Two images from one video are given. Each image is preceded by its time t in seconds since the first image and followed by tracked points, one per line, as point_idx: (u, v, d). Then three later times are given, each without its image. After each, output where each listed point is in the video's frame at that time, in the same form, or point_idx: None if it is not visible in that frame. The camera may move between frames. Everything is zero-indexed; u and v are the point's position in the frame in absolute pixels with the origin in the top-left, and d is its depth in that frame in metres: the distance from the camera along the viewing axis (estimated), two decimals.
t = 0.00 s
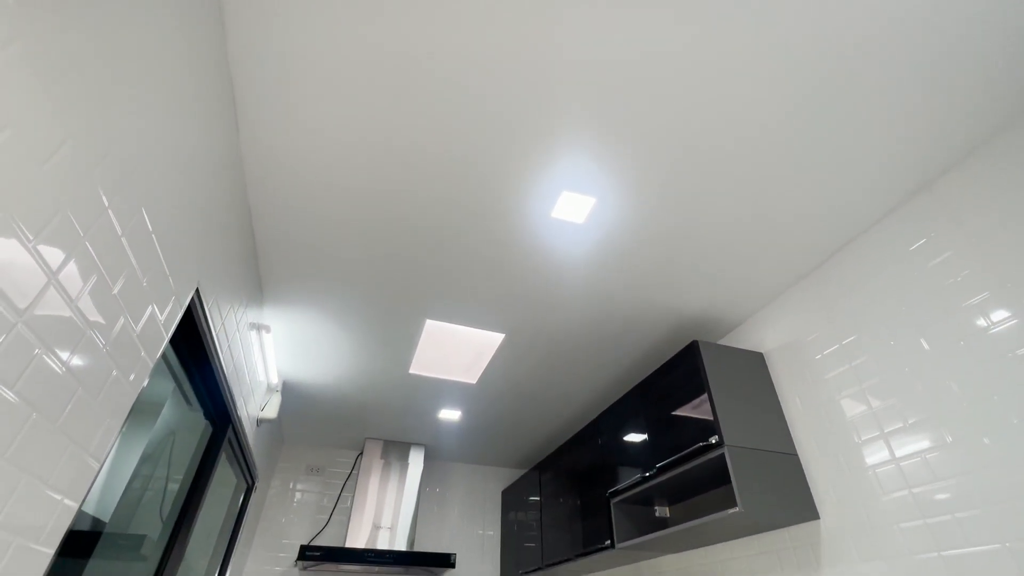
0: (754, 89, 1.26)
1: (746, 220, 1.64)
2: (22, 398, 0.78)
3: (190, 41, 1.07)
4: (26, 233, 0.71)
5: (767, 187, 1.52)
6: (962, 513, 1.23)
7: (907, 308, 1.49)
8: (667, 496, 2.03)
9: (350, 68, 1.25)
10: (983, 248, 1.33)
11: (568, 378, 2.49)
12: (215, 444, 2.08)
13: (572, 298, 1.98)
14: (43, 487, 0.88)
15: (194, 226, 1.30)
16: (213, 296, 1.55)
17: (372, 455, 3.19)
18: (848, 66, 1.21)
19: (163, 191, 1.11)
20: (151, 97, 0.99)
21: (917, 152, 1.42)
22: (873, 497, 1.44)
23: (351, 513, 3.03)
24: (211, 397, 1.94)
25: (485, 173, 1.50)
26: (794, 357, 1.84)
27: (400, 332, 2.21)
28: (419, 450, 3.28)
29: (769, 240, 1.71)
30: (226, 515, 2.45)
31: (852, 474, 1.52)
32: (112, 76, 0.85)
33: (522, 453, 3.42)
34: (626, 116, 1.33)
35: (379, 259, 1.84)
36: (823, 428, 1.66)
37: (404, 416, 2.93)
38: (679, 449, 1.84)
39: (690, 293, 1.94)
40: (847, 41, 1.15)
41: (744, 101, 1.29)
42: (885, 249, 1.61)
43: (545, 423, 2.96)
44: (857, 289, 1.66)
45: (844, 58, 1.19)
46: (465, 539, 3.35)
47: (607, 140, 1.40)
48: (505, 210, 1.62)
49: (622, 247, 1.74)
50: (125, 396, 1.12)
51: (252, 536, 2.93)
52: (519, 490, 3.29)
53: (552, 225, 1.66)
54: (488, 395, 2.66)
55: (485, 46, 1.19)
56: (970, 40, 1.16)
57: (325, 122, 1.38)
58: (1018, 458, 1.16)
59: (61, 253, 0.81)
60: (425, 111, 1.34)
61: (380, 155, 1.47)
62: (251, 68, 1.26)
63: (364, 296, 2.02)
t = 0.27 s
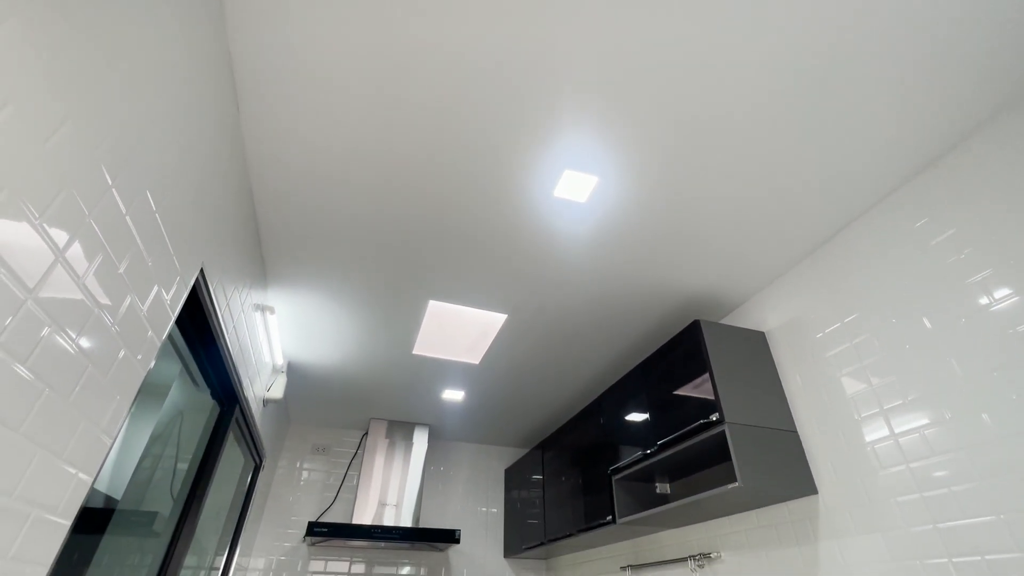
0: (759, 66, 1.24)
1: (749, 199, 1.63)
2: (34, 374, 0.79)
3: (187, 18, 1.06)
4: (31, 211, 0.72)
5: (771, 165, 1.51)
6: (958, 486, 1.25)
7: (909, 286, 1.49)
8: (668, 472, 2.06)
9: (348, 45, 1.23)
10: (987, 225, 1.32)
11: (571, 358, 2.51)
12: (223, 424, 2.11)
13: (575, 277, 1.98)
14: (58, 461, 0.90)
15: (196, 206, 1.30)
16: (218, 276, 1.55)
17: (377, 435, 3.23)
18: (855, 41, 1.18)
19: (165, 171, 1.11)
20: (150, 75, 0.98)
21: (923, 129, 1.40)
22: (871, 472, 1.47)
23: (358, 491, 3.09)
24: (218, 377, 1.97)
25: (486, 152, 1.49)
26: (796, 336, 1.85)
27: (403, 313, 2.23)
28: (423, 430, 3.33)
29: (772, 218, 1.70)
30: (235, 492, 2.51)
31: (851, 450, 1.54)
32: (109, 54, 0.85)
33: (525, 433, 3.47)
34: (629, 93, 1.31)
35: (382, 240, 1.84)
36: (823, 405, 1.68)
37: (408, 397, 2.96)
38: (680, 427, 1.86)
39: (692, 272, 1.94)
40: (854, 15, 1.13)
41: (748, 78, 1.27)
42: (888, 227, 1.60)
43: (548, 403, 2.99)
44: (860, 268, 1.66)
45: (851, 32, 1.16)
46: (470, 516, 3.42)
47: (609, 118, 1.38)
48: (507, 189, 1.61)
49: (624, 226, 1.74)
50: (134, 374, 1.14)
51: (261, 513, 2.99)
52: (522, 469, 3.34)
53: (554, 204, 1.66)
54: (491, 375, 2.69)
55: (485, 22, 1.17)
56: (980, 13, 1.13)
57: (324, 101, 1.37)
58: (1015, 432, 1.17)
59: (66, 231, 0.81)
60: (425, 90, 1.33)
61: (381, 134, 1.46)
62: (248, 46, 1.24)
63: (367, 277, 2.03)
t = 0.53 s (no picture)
0: (763, 43, 1.22)
1: (752, 179, 1.62)
2: (44, 351, 0.81)
3: None
4: (34, 189, 0.72)
5: (774, 144, 1.49)
6: (955, 463, 1.27)
7: (911, 266, 1.49)
8: (668, 452, 2.09)
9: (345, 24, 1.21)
10: (992, 204, 1.31)
11: (573, 340, 2.52)
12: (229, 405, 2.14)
13: (577, 259, 1.98)
14: (69, 438, 0.92)
15: (198, 188, 1.30)
16: (221, 259, 1.56)
17: (381, 417, 3.27)
18: (862, 17, 1.16)
19: (165, 153, 1.11)
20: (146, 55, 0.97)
21: (929, 107, 1.38)
22: (869, 450, 1.48)
23: (363, 472, 3.14)
24: (223, 359, 1.98)
25: (487, 132, 1.48)
26: (797, 317, 1.85)
27: (406, 295, 2.23)
28: (426, 412, 3.37)
29: (775, 199, 1.69)
30: (242, 473, 2.55)
31: (850, 428, 1.56)
32: (104, 33, 0.84)
33: (528, 414, 3.50)
34: (630, 72, 1.30)
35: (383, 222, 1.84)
36: (823, 385, 1.69)
37: (412, 379, 2.99)
38: (681, 407, 1.88)
39: (694, 253, 1.94)
40: None
41: (752, 55, 1.25)
42: (891, 207, 1.59)
43: (550, 385, 3.02)
44: (862, 248, 1.65)
45: (858, 8, 1.14)
46: (473, 496, 3.48)
47: (611, 97, 1.36)
48: (509, 170, 1.60)
49: (626, 206, 1.73)
50: (140, 354, 1.15)
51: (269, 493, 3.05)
52: (524, 449, 3.38)
53: (556, 185, 1.65)
54: (493, 357, 2.71)
55: None
56: None
57: (322, 82, 1.35)
58: (1014, 410, 1.18)
59: (68, 210, 0.81)
60: (423, 70, 1.31)
61: (380, 115, 1.44)
62: (243, 25, 1.22)
63: (369, 259, 2.03)
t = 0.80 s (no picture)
0: (768, 21, 1.19)
1: (755, 160, 1.60)
2: (50, 332, 0.82)
3: None
4: (33, 170, 0.72)
5: (778, 125, 1.48)
6: (953, 442, 1.28)
7: (914, 247, 1.48)
8: (669, 433, 2.11)
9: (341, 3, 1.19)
10: (997, 184, 1.30)
11: (574, 323, 2.53)
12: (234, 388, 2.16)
13: (578, 242, 1.98)
14: (78, 416, 0.94)
15: (198, 171, 1.30)
16: (222, 242, 1.56)
17: (384, 401, 3.31)
18: None
19: (165, 135, 1.10)
20: (143, 34, 0.96)
21: (935, 86, 1.36)
22: (868, 429, 1.49)
23: (367, 454, 3.17)
24: (227, 342, 2.00)
25: (487, 114, 1.47)
26: (799, 300, 1.85)
27: (407, 279, 2.24)
28: (429, 395, 3.40)
29: (778, 180, 1.68)
30: (248, 455, 2.59)
31: (849, 408, 1.57)
32: (98, 12, 0.82)
33: (529, 398, 3.53)
34: (632, 51, 1.27)
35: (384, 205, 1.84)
36: (824, 367, 1.69)
37: (414, 363, 3.01)
38: (682, 388, 1.89)
39: (696, 236, 1.94)
40: None
41: (757, 33, 1.22)
42: (895, 188, 1.58)
43: (551, 368, 3.04)
44: (865, 229, 1.65)
45: None
46: (476, 477, 3.53)
47: (613, 76, 1.34)
48: (510, 151, 1.59)
49: (628, 187, 1.72)
50: (145, 335, 1.16)
51: (275, 475, 3.10)
52: (526, 432, 3.42)
53: (558, 166, 1.64)
54: (495, 341, 2.72)
55: None
56: None
57: (320, 63, 1.34)
58: (1013, 389, 1.18)
59: (69, 190, 0.81)
60: (423, 50, 1.29)
61: (379, 97, 1.43)
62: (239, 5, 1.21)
63: (370, 243, 2.03)
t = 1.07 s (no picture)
0: None
1: (759, 140, 1.59)
2: (56, 311, 0.83)
3: None
4: (32, 148, 0.72)
5: (782, 104, 1.46)
6: (952, 420, 1.29)
7: (918, 228, 1.47)
8: (670, 414, 2.13)
9: None
10: (1002, 163, 1.28)
11: (576, 306, 2.54)
12: (239, 371, 2.18)
13: (580, 223, 1.97)
14: (85, 394, 0.95)
15: (199, 152, 1.29)
16: (224, 224, 1.56)
17: (387, 384, 3.33)
18: None
19: (164, 115, 1.09)
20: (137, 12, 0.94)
21: (943, 63, 1.34)
22: (868, 409, 1.50)
23: (371, 436, 3.21)
24: (231, 325, 2.01)
25: (488, 95, 1.45)
26: (801, 281, 1.85)
27: (409, 262, 2.24)
28: (431, 378, 3.43)
29: (781, 161, 1.67)
30: (254, 436, 2.62)
31: (850, 388, 1.58)
32: None
33: (531, 381, 3.56)
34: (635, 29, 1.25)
35: (385, 187, 1.83)
36: (824, 348, 1.70)
37: (417, 346, 3.03)
38: (683, 369, 1.91)
39: (699, 217, 1.93)
40: None
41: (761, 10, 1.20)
42: (899, 168, 1.56)
43: (553, 351, 3.05)
44: (868, 210, 1.64)
45: None
46: (479, 459, 3.57)
47: (615, 54, 1.32)
48: (511, 132, 1.57)
49: (630, 168, 1.71)
50: (149, 315, 1.17)
51: (281, 456, 3.15)
52: (528, 415, 3.45)
53: (559, 147, 1.62)
54: (497, 324, 2.74)
55: None
56: None
57: (317, 42, 1.32)
58: (1014, 368, 1.18)
59: (69, 169, 0.81)
60: (421, 30, 1.27)
61: (378, 77, 1.41)
62: None
63: (372, 226, 2.02)
